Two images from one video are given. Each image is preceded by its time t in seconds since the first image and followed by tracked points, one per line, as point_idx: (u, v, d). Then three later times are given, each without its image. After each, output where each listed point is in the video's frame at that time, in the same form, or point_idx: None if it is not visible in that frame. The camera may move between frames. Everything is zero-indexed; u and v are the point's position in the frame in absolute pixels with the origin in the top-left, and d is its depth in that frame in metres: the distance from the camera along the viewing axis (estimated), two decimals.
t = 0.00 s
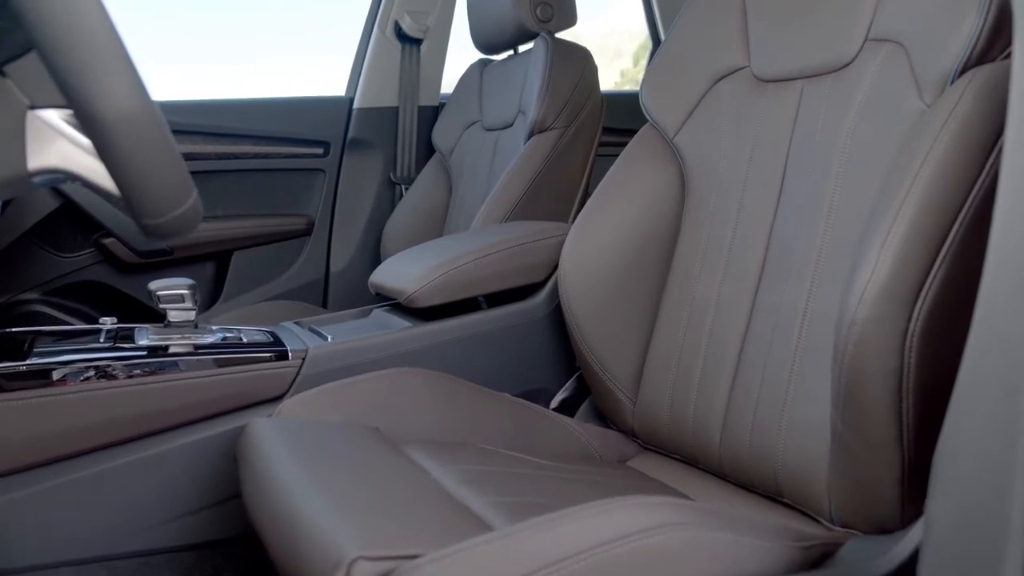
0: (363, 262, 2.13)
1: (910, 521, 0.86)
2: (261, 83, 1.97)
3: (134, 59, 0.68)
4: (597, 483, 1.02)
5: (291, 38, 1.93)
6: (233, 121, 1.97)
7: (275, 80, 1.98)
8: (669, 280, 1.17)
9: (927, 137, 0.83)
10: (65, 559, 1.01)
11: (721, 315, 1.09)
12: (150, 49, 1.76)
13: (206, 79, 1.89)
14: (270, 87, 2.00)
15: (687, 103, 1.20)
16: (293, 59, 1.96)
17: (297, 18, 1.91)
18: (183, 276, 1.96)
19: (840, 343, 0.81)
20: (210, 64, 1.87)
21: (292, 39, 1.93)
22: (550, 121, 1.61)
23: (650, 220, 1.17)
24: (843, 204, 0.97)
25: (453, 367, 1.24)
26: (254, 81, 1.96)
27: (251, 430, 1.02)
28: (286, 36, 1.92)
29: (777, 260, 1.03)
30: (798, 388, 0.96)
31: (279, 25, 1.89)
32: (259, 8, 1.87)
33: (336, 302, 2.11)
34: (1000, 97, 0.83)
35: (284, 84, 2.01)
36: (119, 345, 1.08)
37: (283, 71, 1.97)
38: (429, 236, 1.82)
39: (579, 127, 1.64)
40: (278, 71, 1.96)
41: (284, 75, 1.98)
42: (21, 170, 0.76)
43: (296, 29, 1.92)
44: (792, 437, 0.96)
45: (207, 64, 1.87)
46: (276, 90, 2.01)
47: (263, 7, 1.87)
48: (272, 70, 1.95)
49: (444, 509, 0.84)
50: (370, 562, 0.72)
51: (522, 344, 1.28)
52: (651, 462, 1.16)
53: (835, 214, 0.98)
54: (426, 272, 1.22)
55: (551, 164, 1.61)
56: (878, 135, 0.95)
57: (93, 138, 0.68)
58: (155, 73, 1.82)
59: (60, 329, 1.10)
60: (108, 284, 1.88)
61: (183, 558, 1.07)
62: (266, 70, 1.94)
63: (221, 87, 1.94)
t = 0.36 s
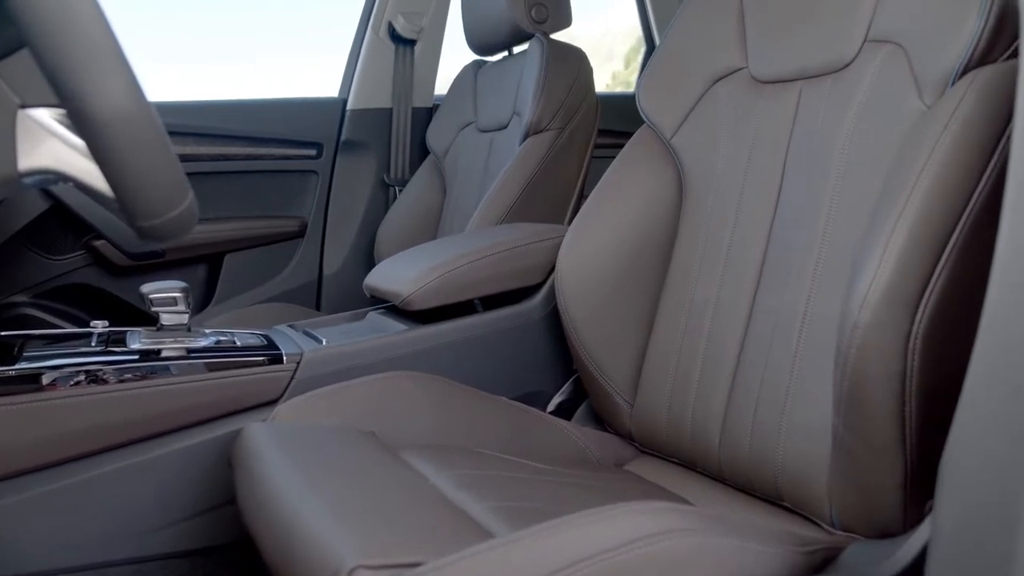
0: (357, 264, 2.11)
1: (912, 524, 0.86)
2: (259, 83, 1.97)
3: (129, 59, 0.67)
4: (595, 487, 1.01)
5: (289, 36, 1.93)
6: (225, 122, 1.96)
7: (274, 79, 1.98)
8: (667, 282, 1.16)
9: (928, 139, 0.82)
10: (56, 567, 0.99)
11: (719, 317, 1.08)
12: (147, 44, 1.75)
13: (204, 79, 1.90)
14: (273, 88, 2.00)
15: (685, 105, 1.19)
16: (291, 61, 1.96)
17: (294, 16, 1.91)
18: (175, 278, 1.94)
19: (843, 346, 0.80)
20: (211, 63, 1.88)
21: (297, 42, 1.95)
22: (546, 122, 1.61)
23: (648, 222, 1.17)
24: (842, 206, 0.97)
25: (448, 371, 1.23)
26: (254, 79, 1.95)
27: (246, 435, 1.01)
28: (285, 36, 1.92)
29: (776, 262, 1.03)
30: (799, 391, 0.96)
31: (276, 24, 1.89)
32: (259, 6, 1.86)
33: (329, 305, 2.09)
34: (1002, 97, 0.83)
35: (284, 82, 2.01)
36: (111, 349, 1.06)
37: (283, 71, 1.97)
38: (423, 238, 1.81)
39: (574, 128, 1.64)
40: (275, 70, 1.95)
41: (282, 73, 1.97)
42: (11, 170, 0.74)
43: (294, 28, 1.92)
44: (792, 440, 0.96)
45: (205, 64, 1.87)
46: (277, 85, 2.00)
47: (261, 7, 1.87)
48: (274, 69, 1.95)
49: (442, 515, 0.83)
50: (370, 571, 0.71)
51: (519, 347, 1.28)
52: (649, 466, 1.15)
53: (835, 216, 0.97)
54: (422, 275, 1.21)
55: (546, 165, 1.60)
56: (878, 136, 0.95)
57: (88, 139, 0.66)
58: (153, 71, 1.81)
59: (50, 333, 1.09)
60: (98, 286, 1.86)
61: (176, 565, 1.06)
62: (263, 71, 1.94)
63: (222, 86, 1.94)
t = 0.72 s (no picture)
0: (350, 270, 2.10)
1: (917, 531, 0.84)
2: (254, 81, 1.95)
3: (125, 60, 0.65)
4: (594, 494, 1.00)
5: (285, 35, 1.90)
6: (218, 125, 1.94)
7: (269, 79, 1.96)
8: (665, 287, 1.15)
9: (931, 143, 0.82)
10: None
11: (719, 322, 1.07)
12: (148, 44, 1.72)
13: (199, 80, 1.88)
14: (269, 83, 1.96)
15: (683, 109, 1.19)
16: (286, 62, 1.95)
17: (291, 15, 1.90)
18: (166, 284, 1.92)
19: (847, 351, 0.79)
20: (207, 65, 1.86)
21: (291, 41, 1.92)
22: (542, 126, 1.60)
23: (646, 227, 1.16)
24: (842, 210, 0.96)
25: (444, 377, 1.22)
26: (249, 77, 1.93)
27: (240, 443, 0.99)
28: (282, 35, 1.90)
29: (776, 267, 1.02)
30: (800, 397, 0.95)
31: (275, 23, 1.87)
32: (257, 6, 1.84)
33: (322, 310, 2.08)
34: (1004, 101, 0.82)
35: (284, 83, 1.99)
36: (103, 356, 1.05)
37: (279, 72, 1.95)
38: (418, 243, 1.80)
39: (570, 132, 1.63)
40: (271, 70, 1.93)
41: (278, 71, 1.95)
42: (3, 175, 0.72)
43: (290, 28, 1.90)
44: (793, 447, 0.95)
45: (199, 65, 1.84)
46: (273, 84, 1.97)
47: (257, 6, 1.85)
48: (274, 68, 1.94)
49: (441, 524, 0.82)
50: None
51: (516, 352, 1.26)
52: (648, 473, 1.14)
53: (835, 220, 0.97)
54: (418, 280, 1.20)
55: (543, 169, 1.59)
56: (878, 140, 0.94)
57: (82, 142, 0.65)
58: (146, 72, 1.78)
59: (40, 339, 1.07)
60: (88, 292, 1.85)
61: None
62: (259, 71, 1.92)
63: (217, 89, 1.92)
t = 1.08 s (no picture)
0: (345, 276, 2.09)
1: (921, 540, 0.84)
2: (248, 85, 1.93)
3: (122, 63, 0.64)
4: (593, 502, 0.99)
5: (279, 37, 1.89)
6: (211, 130, 1.92)
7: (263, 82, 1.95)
8: (664, 293, 1.15)
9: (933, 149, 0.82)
10: None
11: (718, 329, 1.06)
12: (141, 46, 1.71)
13: (192, 84, 1.86)
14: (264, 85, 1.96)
15: (681, 114, 1.18)
16: (279, 65, 1.94)
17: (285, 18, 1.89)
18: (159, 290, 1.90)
19: (850, 358, 0.79)
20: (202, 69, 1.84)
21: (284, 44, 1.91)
22: (538, 132, 1.59)
23: (645, 233, 1.15)
24: (843, 216, 0.96)
25: (441, 384, 1.21)
26: (243, 80, 1.92)
27: (236, 451, 0.98)
28: (273, 37, 1.88)
29: (775, 273, 1.01)
30: (801, 404, 0.94)
31: (269, 27, 1.87)
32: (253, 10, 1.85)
33: (316, 316, 2.07)
34: (1006, 106, 0.82)
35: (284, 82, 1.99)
36: (95, 364, 1.03)
37: (273, 75, 1.95)
38: (413, 249, 1.79)
39: (567, 137, 1.62)
40: (265, 73, 1.93)
41: (272, 74, 1.94)
42: None
43: (284, 32, 1.90)
44: (795, 454, 0.94)
45: (192, 69, 1.83)
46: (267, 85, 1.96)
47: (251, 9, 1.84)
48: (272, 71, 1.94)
49: (442, 534, 0.80)
50: None
51: (513, 359, 1.26)
52: (647, 480, 1.13)
53: (835, 226, 0.96)
54: (415, 286, 1.19)
55: (539, 175, 1.58)
56: (878, 146, 0.94)
57: (77, 146, 0.64)
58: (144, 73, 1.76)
59: (31, 347, 1.05)
60: (80, 298, 1.83)
61: None
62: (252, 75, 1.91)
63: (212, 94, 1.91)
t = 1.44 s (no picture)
0: (338, 283, 2.08)
1: (924, 550, 0.83)
2: (241, 91, 1.91)
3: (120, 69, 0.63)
4: (593, 513, 0.98)
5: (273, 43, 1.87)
6: (204, 137, 1.90)
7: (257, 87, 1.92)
8: (663, 301, 1.14)
9: (935, 157, 0.81)
10: None
11: (718, 336, 1.06)
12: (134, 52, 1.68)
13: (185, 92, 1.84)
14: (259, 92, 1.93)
15: (678, 120, 1.17)
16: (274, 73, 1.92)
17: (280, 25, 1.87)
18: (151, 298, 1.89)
19: (854, 366, 0.78)
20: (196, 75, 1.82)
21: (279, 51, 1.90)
22: (534, 138, 1.59)
23: (643, 240, 1.14)
24: (843, 223, 0.95)
25: (438, 394, 1.19)
26: (237, 86, 1.89)
27: (230, 462, 0.97)
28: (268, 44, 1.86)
29: (775, 281, 1.01)
30: (803, 413, 0.93)
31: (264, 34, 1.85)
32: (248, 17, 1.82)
33: (309, 324, 2.05)
34: (1007, 114, 0.82)
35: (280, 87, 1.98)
36: (86, 373, 1.01)
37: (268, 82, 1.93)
38: (408, 256, 1.78)
39: (563, 144, 1.62)
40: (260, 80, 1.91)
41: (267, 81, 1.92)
42: None
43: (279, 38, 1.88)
44: (796, 463, 0.93)
45: (184, 76, 1.80)
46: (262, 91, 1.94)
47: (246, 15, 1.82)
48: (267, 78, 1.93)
49: (442, 546, 0.79)
50: None
51: (511, 367, 1.25)
52: (646, 490, 1.12)
53: (836, 234, 0.95)
54: (411, 294, 1.17)
55: (535, 182, 1.57)
56: (879, 153, 0.94)
57: (73, 152, 0.63)
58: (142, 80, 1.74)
59: (23, 356, 1.04)
60: (71, 306, 1.81)
61: None
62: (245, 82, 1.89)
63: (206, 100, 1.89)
